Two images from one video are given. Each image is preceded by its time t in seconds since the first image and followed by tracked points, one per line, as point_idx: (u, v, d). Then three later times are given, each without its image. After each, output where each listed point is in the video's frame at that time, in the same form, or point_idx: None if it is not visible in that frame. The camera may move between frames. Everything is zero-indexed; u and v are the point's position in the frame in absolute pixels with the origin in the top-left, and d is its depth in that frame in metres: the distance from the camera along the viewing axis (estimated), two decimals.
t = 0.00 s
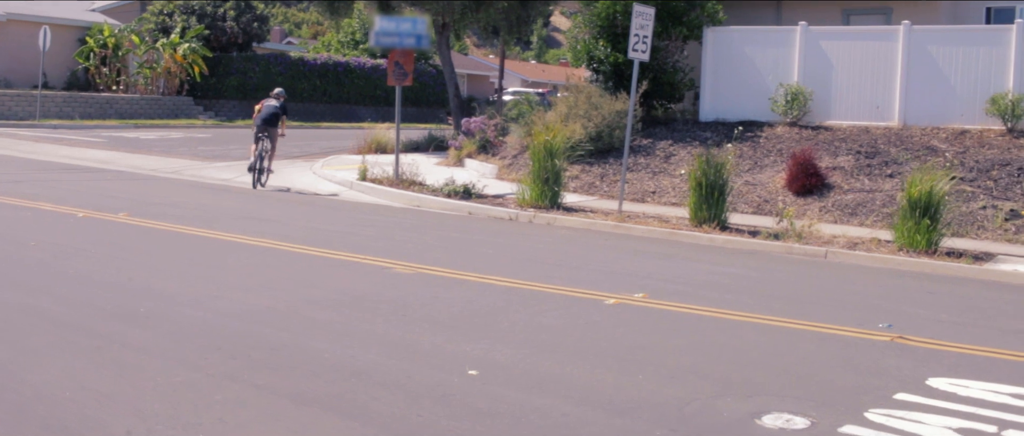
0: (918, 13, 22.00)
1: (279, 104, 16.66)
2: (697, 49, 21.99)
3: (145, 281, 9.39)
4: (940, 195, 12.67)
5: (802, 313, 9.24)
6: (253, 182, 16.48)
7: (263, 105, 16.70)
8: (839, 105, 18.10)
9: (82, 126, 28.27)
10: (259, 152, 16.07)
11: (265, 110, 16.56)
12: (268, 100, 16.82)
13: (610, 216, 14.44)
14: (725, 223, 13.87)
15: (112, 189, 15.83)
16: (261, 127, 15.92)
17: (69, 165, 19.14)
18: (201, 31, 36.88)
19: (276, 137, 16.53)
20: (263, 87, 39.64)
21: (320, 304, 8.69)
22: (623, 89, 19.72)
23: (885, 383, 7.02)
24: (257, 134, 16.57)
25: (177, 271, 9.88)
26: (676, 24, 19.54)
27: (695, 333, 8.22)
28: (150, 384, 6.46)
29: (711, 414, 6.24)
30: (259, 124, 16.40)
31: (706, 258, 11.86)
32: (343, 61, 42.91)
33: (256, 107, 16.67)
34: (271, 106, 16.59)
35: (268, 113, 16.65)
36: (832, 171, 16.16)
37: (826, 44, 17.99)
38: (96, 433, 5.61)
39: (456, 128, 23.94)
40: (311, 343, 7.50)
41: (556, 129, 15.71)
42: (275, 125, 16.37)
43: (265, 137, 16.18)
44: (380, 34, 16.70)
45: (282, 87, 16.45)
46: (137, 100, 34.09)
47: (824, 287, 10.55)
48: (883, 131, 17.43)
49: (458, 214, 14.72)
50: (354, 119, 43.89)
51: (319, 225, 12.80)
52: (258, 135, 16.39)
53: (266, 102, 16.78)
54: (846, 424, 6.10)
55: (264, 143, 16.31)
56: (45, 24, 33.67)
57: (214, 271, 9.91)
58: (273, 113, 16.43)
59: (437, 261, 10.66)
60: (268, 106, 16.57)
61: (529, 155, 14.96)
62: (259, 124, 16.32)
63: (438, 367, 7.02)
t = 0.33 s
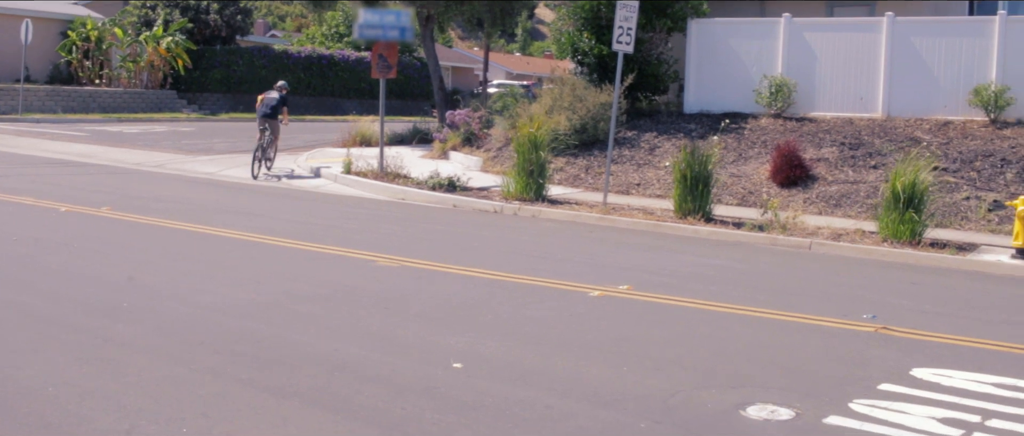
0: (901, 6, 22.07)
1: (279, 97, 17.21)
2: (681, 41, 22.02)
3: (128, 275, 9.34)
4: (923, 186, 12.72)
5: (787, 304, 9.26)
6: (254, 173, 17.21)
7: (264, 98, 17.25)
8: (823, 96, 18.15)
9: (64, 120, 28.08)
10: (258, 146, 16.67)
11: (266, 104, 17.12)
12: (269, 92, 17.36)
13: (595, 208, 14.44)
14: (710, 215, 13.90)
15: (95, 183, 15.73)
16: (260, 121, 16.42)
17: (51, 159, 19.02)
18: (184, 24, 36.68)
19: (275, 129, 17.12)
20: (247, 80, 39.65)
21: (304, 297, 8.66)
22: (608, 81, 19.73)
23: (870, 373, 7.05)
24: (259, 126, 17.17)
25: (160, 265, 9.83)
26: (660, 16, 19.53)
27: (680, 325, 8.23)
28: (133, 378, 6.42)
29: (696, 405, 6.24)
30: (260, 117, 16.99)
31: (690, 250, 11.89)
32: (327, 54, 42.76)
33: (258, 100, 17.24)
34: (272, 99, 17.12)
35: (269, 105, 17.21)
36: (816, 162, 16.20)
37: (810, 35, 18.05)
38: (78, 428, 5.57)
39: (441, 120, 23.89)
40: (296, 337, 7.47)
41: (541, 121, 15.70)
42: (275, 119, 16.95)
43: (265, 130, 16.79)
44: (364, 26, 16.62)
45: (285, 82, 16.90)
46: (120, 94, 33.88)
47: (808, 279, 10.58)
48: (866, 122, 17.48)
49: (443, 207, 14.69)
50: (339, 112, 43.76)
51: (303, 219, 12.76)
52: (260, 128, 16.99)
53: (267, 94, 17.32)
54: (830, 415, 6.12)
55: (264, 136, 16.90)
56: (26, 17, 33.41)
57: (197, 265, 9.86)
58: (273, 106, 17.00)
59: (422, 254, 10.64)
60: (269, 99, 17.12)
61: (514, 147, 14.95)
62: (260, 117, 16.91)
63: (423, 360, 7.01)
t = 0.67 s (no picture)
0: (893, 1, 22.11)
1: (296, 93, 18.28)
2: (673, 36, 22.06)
3: (121, 272, 9.32)
4: (916, 180, 12.76)
5: (780, 298, 9.27)
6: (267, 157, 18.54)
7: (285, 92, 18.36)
8: (816, 90, 18.17)
9: (56, 118, 28.00)
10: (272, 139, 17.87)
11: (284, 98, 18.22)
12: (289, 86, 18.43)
13: (589, 204, 14.44)
14: (703, 209, 13.91)
15: (87, 181, 15.69)
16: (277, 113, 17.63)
17: (43, 157, 18.97)
18: (176, 20, 36.59)
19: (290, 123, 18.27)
20: (240, 76, 39.69)
21: (298, 294, 8.65)
22: (600, 76, 19.73)
23: (863, 367, 7.06)
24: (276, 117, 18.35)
25: (154, 262, 9.81)
26: (652, 10, 19.56)
27: (672, 319, 8.24)
28: (126, 376, 6.41)
29: (689, 400, 6.25)
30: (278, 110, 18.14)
31: (683, 244, 11.90)
32: (320, 50, 42.63)
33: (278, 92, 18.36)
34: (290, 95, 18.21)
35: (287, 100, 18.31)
36: (809, 157, 16.22)
37: (802, 30, 18.08)
38: (70, 425, 5.56)
39: (434, 116, 23.87)
40: (289, 333, 7.46)
41: (533, 117, 15.70)
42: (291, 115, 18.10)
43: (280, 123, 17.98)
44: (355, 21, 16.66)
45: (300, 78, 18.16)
46: (112, 91, 33.77)
47: (800, 273, 10.61)
48: (859, 117, 17.51)
49: (436, 203, 14.68)
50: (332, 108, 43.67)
51: (296, 215, 12.74)
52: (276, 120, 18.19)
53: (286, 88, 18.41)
54: (824, 409, 6.13)
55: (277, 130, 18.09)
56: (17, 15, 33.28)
57: (189, 262, 9.84)
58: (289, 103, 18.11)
59: (415, 250, 10.64)
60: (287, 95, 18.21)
61: (506, 143, 14.94)
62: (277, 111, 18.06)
63: (417, 356, 7.01)
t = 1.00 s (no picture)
0: None
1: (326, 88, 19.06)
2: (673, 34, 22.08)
3: (120, 271, 9.30)
4: (916, 177, 12.76)
5: (780, 296, 9.27)
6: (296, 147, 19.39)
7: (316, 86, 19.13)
8: (816, 87, 18.15)
9: (56, 115, 27.97)
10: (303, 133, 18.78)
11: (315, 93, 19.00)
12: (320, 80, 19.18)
13: (589, 201, 14.43)
14: (703, 206, 13.90)
15: (87, 178, 15.67)
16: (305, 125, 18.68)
17: (43, 154, 18.94)
18: (176, 18, 36.55)
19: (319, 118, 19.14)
20: (240, 74, 39.81)
21: (298, 292, 8.64)
22: (601, 73, 19.71)
23: (863, 365, 7.05)
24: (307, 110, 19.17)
25: (154, 260, 9.80)
26: (653, 7, 19.61)
27: (673, 317, 8.24)
28: (126, 374, 6.40)
29: (690, 397, 6.25)
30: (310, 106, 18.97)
31: (684, 242, 11.89)
32: (320, 47, 42.46)
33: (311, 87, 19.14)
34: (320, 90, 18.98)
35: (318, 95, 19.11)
36: (809, 154, 16.22)
37: (802, 27, 18.08)
38: (70, 424, 5.55)
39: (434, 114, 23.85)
40: (289, 331, 7.45)
41: (534, 114, 15.71)
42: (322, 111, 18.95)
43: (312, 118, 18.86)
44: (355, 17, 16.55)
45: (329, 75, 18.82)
46: (112, 88, 33.74)
47: (801, 270, 10.60)
48: (859, 114, 17.51)
49: (437, 200, 14.67)
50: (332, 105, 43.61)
51: (296, 212, 12.73)
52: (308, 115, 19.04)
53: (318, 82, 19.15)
54: (824, 407, 6.12)
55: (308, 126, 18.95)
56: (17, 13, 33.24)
57: (189, 260, 9.83)
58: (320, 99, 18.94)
59: (415, 247, 10.63)
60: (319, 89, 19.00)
61: (507, 140, 14.94)
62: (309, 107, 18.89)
63: (417, 353, 7.00)
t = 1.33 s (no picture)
0: None
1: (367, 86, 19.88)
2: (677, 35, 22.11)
3: (125, 272, 9.32)
4: (920, 177, 12.74)
5: (785, 296, 9.26)
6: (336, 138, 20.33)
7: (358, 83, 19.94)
8: (821, 87, 18.13)
9: (61, 117, 28.04)
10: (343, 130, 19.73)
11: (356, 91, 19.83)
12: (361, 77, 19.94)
13: (593, 201, 14.43)
14: (707, 206, 13.88)
15: (92, 179, 15.70)
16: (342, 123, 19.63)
17: (48, 156, 18.99)
18: (180, 19, 36.64)
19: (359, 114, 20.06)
20: (245, 74, 39.71)
21: (302, 292, 8.65)
22: (605, 73, 19.69)
23: (868, 365, 7.04)
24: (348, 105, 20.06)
25: (158, 261, 9.81)
26: (657, 7, 19.69)
27: (677, 317, 8.23)
28: (131, 375, 6.41)
29: (694, 397, 6.24)
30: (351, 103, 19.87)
31: (688, 242, 11.89)
32: (324, 48, 42.53)
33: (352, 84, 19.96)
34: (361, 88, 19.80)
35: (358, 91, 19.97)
36: (814, 154, 16.20)
37: (806, 27, 18.07)
38: (74, 424, 5.56)
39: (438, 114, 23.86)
40: (294, 332, 7.46)
41: (538, 114, 15.73)
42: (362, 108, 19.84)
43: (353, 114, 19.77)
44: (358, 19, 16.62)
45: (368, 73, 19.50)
46: (116, 89, 33.82)
47: (805, 270, 10.59)
48: (864, 113, 17.48)
49: (441, 201, 14.68)
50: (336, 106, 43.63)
51: (301, 213, 12.75)
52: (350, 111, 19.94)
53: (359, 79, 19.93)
54: (829, 407, 6.12)
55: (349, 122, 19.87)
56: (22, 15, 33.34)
57: (194, 261, 9.84)
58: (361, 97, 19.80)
59: (419, 248, 10.63)
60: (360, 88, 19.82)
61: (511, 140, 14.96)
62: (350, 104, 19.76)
63: (422, 353, 7.00)
